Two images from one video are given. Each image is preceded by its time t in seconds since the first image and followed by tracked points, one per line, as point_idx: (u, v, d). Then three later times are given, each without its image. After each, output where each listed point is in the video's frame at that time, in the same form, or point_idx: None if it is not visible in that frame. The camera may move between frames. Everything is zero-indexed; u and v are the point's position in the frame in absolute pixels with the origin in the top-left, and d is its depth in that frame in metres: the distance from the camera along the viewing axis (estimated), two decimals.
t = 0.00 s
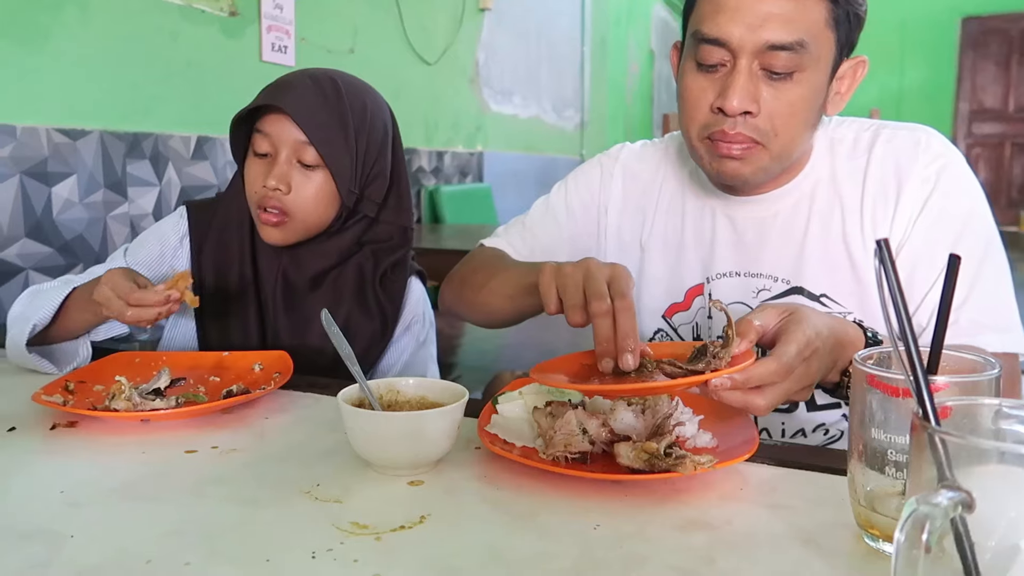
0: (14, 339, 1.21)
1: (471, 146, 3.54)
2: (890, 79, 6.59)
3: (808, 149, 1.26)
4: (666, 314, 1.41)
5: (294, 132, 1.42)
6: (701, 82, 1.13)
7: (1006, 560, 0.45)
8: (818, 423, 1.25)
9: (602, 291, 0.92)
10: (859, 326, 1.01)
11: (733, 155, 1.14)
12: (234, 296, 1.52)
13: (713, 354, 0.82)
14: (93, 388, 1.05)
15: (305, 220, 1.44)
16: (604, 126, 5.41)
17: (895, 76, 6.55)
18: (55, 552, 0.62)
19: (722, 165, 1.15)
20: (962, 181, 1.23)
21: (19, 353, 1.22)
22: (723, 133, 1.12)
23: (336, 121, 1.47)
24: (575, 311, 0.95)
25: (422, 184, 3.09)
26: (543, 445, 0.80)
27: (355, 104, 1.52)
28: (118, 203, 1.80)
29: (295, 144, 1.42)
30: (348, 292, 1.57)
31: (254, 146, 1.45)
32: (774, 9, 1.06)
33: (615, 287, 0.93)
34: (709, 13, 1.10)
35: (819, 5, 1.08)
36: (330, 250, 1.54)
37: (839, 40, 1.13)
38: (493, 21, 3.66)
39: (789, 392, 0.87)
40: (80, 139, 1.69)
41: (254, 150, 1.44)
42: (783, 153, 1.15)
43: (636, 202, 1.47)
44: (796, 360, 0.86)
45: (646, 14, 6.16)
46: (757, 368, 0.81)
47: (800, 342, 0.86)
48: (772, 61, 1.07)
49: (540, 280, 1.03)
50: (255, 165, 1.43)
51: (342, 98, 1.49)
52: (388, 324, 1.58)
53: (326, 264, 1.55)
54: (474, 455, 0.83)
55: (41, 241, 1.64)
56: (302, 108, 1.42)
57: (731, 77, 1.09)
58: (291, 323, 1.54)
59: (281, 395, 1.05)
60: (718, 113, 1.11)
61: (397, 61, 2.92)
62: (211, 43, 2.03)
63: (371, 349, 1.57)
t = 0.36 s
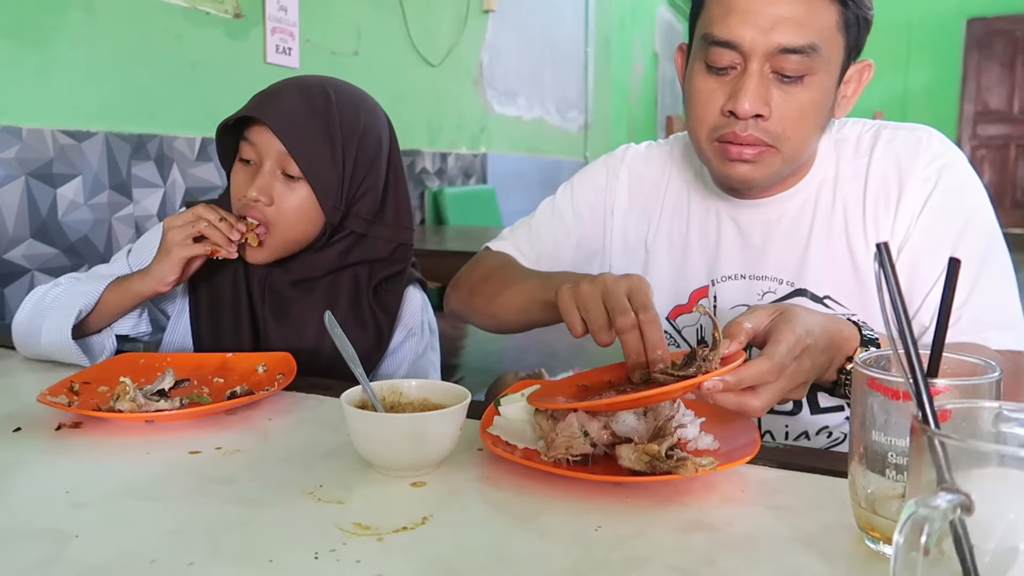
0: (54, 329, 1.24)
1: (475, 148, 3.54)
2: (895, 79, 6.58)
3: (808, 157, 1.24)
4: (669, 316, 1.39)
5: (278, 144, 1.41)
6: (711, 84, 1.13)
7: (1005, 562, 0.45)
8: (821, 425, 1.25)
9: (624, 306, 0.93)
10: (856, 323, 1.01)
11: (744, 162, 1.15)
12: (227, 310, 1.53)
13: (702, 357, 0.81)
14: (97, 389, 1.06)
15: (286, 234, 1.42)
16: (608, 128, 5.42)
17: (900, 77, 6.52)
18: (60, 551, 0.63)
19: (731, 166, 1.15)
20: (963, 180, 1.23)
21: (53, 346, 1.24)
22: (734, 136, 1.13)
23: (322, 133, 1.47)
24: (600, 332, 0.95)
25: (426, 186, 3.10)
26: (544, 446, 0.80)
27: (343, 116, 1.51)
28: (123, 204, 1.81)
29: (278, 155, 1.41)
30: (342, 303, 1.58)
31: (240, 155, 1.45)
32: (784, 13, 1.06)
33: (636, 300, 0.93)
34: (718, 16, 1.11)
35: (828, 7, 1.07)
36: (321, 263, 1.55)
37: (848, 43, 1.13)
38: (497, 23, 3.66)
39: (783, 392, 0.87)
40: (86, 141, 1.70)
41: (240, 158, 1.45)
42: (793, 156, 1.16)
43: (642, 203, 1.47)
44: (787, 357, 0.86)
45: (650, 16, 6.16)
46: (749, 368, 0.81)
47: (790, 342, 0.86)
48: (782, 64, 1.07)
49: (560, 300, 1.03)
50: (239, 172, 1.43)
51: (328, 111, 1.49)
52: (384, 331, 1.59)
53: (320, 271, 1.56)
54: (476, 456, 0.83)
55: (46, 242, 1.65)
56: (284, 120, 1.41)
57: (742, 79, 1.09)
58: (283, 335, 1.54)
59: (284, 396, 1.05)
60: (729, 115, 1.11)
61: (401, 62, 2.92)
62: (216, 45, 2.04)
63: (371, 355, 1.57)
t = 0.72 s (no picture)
0: (57, 330, 1.25)
1: (476, 149, 3.54)
2: (898, 81, 6.57)
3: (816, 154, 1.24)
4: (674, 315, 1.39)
5: (273, 145, 1.41)
6: (718, 79, 1.13)
7: (1009, 562, 0.45)
8: (824, 426, 1.25)
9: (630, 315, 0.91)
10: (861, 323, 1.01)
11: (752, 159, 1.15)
12: (227, 312, 1.53)
13: (696, 362, 0.81)
14: (100, 389, 1.06)
15: (285, 235, 1.43)
16: (610, 129, 5.42)
17: (902, 79, 6.51)
18: (62, 550, 0.63)
19: (738, 164, 1.16)
20: (966, 177, 1.23)
21: (55, 348, 1.24)
22: (742, 132, 1.13)
23: (316, 133, 1.47)
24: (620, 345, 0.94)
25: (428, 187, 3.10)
26: (546, 446, 0.80)
27: (338, 116, 1.52)
28: (125, 205, 1.81)
29: (273, 157, 1.41)
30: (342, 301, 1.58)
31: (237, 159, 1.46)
32: (793, 8, 1.05)
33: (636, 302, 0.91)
34: (727, 11, 1.10)
35: (837, 5, 1.07)
36: (320, 262, 1.55)
37: (855, 41, 1.13)
38: (499, 25, 3.67)
39: (777, 393, 0.86)
40: (88, 142, 1.70)
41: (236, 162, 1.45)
42: (800, 155, 1.16)
43: (647, 201, 1.47)
44: (781, 360, 0.85)
45: (652, 18, 6.16)
46: (741, 375, 0.81)
47: (785, 342, 0.86)
48: (790, 60, 1.07)
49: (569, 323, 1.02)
50: (236, 176, 1.44)
51: (322, 111, 1.49)
52: (385, 333, 1.59)
53: (320, 271, 1.56)
54: (478, 456, 0.83)
55: (49, 243, 1.66)
56: (277, 120, 1.41)
57: (750, 75, 1.09)
58: (284, 336, 1.54)
59: (286, 396, 1.05)
60: (738, 111, 1.11)
61: (403, 63, 2.92)
62: (218, 46, 2.04)
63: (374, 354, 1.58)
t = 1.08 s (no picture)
0: (50, 336, 1.24)
1: (477, 150, 3.54)
2: (898, 83, 6.57)
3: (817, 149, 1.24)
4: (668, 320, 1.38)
5: (276, 139, 1.42)
6: (706, 77, 1.14)
7: (1011, 561, 0.45)
8: (823, 431, 1.25)
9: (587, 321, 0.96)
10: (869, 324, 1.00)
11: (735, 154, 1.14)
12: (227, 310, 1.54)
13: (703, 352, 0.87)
14: (101, 389, 1.06)
15: (287, 229, 1.43)
16: (611, 130, 5.42)
17: (903, 81, 6.52)
18: (62, 549, 0.63)
19: (724, 159, 1.15)
20: (971, 182, 1.23)
21: (52, 355, 1.24)
22: (724, 130, 1.12)
23: (318, 126, 1.47)
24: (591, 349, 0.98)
25: (428, 187, 3.09)
26: (547, 446, 0.80)
27: (341, 110, 1.52)
28: (126, 205, 1.81)
29: (276, 150, 1.42)
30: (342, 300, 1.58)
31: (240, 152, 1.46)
32: (781, 6, 1.05)
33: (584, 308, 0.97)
34: (715, 9, 1.10)
35: (827, 5, 1.07)
36: (321, 260, 1.55)
37: (847, 42, 1.13)
38: (499, 25, 3.67)
39: (782, 391, 0.89)
40: (89, 142, 1.70)
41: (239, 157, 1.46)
42: (789, 152, 1.15)
43: (641, 201, 1.47)
44: (786, 360, 0.86)
45: (652, 19, 6.16)
46: (743, 368, 0.84)
47: (795, 348, 0.87)
48: (776, 58, 1.07)
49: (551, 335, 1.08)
50: (238, 171, 1.43)
51: (326, 105, 1.50)
52: (386, 334, 1.59)
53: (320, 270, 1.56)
54: (479, 456, 0.83)
55: (50, 243, 1.66)
56: (281, 114, 1.42)
57: (736, 72, 1.09)
58: (285, 334, 1.54)
59: (287, 396, 1.05)
60: (722, 109, 1.11)
61: (404, 64, 2.92)
62: (219, 47, 2.04)
63: (379, 350, 1.58)
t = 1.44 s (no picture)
0: (50, 336, 1.24)
1: (479, 150, 3.54)
2: (900, 82, 6.50)
3: (800, 158, 1.25)
4: (653, 339, 1.36)
5: (277, 132, 1.42)
6: (672, 89, 1.14)
7: (1013, 561, 0.45)
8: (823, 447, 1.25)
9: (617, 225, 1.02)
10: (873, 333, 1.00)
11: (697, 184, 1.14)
12: (229, 309, 1.53)
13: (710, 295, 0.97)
14: (101, 388, 1.06)
15: (286, 223, 1.43)
16: (613, 130, 5.42)
17: (906, 80, 6.47)
18: (62, 548, 0.63)
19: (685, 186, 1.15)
20: (975, 192, 1.23)
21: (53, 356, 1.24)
22: (689, 144, 1.11)
23: (318, 120, 1.47)
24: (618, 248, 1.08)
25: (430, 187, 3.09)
26: (548, 445, 0.80)
27: (343, 107, 1.52)
28: (128, 205, 1.81)
29: (277, 143, 1.42)
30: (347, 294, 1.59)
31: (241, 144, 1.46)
32: (750, 13, 1.05)
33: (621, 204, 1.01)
34: (683, 17, 1.11)
35: (795, 14, 1.07)
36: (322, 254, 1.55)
37: (819, 57, 1.11)
38: (501, 25, 3.66)
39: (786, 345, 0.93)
40: (91, 142, 1.70)
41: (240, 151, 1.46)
42: (756, 172, 1.14)
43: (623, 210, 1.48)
44: (788, 314, 0.90)
45: (655, 19, 6.15)
46: (740, 313, 0.90)
47: (798, 304, 0.90)
48: (742, 66, 1.06)
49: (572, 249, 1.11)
50: (239, 165, 1.44)
51: (328, 101, 1.50)
52: (387, 333, 1.58)
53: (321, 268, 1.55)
54: (480, 455, 0.83)
55: (51, 243, 1.66)
56: (282, 107, 1.42)
57: (700, 83, 1.09)
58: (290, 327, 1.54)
59: (288, 395, 1.05)
60: (685, 122, 1.11)
61: (405, 64, 2.92)
62: (221, 47, 2.04)
63: (382, 345, 1.57)
